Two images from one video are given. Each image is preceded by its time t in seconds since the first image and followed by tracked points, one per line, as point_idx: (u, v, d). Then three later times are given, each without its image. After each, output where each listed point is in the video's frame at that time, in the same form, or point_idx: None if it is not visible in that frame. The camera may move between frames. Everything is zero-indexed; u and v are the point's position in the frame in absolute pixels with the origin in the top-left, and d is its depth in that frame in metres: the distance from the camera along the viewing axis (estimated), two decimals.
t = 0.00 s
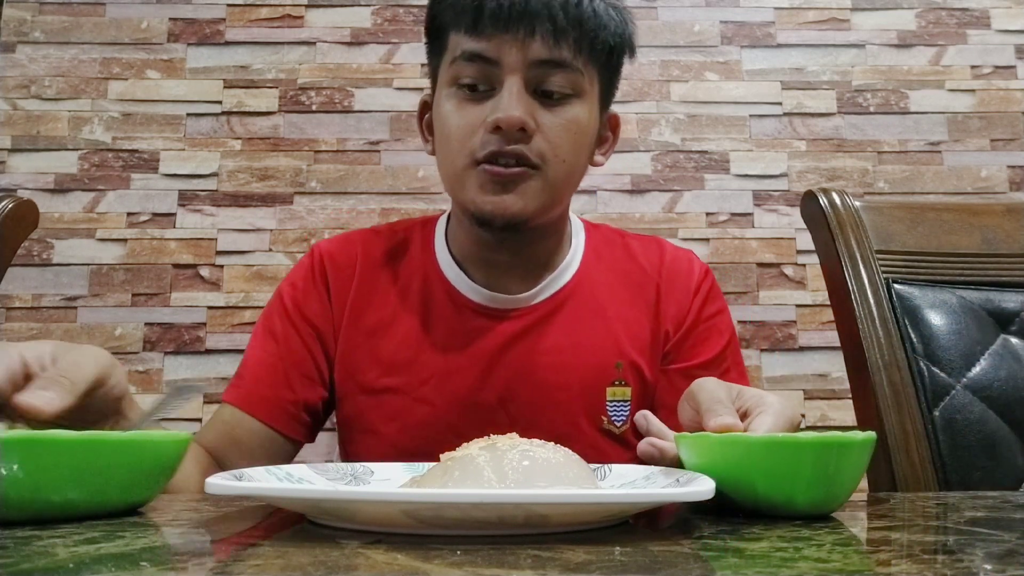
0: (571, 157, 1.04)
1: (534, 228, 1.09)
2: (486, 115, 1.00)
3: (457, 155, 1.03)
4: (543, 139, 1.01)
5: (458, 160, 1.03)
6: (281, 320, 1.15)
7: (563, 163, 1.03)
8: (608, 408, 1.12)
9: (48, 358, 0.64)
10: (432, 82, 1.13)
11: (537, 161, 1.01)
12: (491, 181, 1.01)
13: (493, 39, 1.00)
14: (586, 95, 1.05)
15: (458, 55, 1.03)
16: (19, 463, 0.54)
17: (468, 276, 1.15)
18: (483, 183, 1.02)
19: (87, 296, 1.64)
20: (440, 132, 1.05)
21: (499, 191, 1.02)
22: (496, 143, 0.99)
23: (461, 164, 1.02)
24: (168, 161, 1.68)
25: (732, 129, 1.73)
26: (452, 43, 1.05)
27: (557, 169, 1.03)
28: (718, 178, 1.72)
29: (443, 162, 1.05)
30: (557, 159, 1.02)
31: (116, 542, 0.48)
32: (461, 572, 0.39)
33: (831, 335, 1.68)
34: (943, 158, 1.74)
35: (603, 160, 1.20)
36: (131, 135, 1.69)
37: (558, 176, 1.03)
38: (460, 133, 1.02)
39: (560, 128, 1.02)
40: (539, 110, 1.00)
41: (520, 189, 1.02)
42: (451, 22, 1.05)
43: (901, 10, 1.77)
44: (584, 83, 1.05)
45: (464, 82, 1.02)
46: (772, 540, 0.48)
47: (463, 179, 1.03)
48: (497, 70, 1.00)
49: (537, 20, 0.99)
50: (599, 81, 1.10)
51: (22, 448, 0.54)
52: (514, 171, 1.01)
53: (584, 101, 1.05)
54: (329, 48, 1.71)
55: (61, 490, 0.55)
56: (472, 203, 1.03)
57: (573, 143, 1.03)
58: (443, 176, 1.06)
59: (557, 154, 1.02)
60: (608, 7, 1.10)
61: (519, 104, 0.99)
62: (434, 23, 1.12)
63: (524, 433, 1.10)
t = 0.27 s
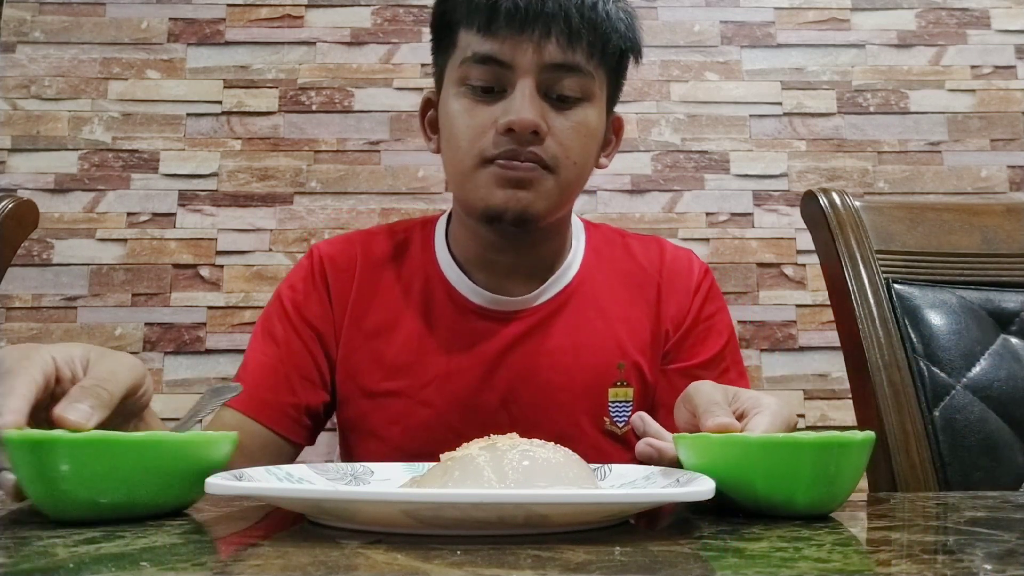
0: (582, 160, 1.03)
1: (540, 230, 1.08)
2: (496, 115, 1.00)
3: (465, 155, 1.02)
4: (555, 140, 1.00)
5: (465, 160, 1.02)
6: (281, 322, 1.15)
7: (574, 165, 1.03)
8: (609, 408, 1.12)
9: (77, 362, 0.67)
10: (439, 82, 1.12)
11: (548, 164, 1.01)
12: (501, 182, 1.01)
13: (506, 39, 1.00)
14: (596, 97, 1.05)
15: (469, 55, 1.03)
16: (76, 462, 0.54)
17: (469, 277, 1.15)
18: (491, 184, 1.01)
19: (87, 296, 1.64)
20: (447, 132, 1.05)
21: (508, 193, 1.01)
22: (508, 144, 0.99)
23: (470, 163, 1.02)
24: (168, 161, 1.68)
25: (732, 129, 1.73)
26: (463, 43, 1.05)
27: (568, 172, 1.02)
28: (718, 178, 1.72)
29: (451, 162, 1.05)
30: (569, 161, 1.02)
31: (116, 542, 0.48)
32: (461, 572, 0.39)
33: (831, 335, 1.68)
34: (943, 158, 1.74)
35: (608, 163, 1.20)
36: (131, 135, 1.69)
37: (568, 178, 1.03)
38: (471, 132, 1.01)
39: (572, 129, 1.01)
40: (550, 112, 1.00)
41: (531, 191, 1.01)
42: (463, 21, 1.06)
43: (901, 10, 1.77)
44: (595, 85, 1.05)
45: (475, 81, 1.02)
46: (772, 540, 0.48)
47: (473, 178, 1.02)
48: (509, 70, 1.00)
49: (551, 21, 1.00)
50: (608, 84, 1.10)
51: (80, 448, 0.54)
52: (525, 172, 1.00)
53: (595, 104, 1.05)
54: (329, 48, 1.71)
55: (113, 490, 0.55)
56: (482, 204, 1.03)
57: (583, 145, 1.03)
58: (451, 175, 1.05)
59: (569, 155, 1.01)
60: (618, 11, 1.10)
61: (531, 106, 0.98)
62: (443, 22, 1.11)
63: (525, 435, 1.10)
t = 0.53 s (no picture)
0: (577, 160, 1.03)
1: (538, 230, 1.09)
2: (493, 116, 1.00)
3: (463, 156, 1.02)
4: (551, 140, 1.00)
5: (464, 161, 1.02)
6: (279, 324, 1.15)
7: (570, 165, 1.03)
8: (610, 408, 1.12)
9: (110, 352, 0.69)
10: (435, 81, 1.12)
11: (545, 164, 1.01)
12: (500, 183, 1.01)
13: (502, 39, 1.00)
14: (592, 96, 1.05)
15: (464, 54, 1.03)
16: (103, 462, 0.53)
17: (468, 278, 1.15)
18: (491, 185, 1.01)
19: (87, 296, 1.64)
20: (444, 131, 1.05)
21: (507, 194, 1.01)
22: (504, 144, 0.99)
23: (467, 164, 1.02)
24: (168, 161, 1.68)
25: (732, 129, 1.73)
26: (458, 42, 1.05)
27: (564, 172, 1.02)
28: (718, 178, 1.72)
29: (447, 162, 1.05)
30: (564, 161, 1.02)
31: (116, 542, 0.48)
32: (461, 572, 0.39)
33: (831, 335, 1.68)
34: (943, 158, 1.74)
35: (605, 160, 1.20)
36: (131, 135, 1.69)
37: (564, 178, 1.03)
38: (467, 132, 1.01)
39: (567, 129, 1.01)
40: (547, 112, 1.00)
41: (528, 190, 1.01)
42: (457, 21, 1.06)
43: (901, 10, 1.77)
44: (591, 83, 1.05)
45: (470, 81, 1.02)
46: (772, 540, 0.48)
47: (469, 179, 1.02)
48: (504, 70, 1.00)
49: (546, 20, 1.00)
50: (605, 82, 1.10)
51: (109, 446, 0.53)
52: (522, 172, 1.00)
53: (591, 102, 1.05)
54: (329, 48, 1.71)
55: (140, 491, 0.54)
56: (479, 205, 1.03)
57: (579, 145, 1.03)
58: (447, 175, 1.06)
59: (565, 155, 1.02)
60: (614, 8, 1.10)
61: (527, 106, 0.98)
62: (438, 21, 1.11)
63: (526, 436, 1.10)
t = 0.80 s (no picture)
0: (570, 166, 1.04)
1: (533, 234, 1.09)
2: (487, 121, 1.00)
3: (455, 160, 1.03)
4: (544, 146, 1.00)
5: (457, 167, 1.03)
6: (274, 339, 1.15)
7: (563, 171, 1.03)
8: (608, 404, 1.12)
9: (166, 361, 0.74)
10: (429, 81, 1.12)
11: (536, 171, 1.01)
12: (492, 191, 1.01)
13: (497, 42, 1.00)
14: (587, 100, 1.05)
15: (458, 57, 1.03)
16: (106, 466, 0.53)
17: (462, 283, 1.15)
18: (483, 192, 1.02)
19: (87, 296, 1.64)
20: (438, 134, 1.05)
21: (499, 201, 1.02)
22: (497, 150, 0.99)
23: (461, 169, 1.02)
24: (168, 161, 1.68)
25: (732, 129, 1.73)
26: (453, 44, 1.05)
27: (556, 178, 1.03)
28: (718, 178, 1.72)
29: (441, 165, 1.05)
30: (556, 167, 1.02)
31: (116, 542, 0.48)
32: (461, 572, 0.39)
33: (831, 335, 1.68)
34: (943, 158, 1.74)
35: (599, 163, 1.20)
36: (131, 135, 1.69)
37: (557, 184, 1.03)
38: (460, 136, 1.01)
39: (561, 135, 1.01)
40: (541, 117, 1.00)
41: (519, 197, 1.02)
42: (453, 22, 1.05)
43: (901, 10, 1.77)
44: (586, 88, 1.05)
45: (464, 84, 1.02)
46: (772, 540, 0.48)
47: (462, 184, 1.03)
48: (498, 74, 1.00)
49: (542, 24, 1.00)
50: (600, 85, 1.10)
51: (113, 449, 0.54)
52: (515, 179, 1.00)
53: (585, 107, 1.05)
54: (329, 48, 1.72)
55: (144, 492, 0.54)
56: (472, 211, 1.04)
57: (572, 151, 1.03)
58: (441, 178, 1.06)
59: (557, 161, 1.02)
60: (611, 10, 1.10)
61: (521, 111, 0.98)
62: (433, 19, 1.11)
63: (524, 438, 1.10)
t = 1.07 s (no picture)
0: (562, 169, 1.04)
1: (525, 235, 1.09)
2: (477, 125, 1.00)
3: (447, 165, 1.03)
4: (535, 150, 1.00)
5: (448, 171, 1.03)
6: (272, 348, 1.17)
7: (554, 174, 1.03)
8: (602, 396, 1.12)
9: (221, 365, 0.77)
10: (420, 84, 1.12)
11: (528, 174, 1.01)
12: (483, 195, 1.02)
13: (486, 46, 1.00)
14: (578, 103, 1.05)
15: (448, 61, 1.03)
16: (102, 465, 0.53)
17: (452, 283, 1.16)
18: (474, 197, 1.02)
19: (87, 296, 1.64)
20: (430, 138, 1.05)
21: (490, 205, 1.03)
22: (487, 154, 0.99)
23: (452, 174, 1.02)
24: (168, 161, 1.68)
25: (732, 129, 1.73)
26: (444, 47, 1.05)
27: (547, 182, 1.03)
28: (718, 178, 1.72)
29: (433, 169, 1.05)
30: (548, 171, 1.02)
31: (116, 542, 0.48)
32: (461, 572, 0.39)
33: (831, 335, 1.68)
34: (943, 158, 1.74)
35: (592, 163, 1.20)
36: (131, 135, 1.69)
37: (548, 188, 1.04)
38: (451, 141, 1.01)
39: (551, 139, 1.01)
40: (532, 121, 1.00)
41: (510, 201, 1.02)
42: (443, 25, 1.05)
43: (901, 10, 1.77)
44: (577, 91, 1.05)
45: (454, 88, 1.02)
46: (772, 540, 0.48)
47: (454, 189, 1.03)
48: (488, 78, 1.00)
49: (531, 28, 0.99)
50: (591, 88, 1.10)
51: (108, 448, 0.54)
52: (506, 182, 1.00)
53: (576, 110, 1.05)
54: (329, 48, 1.72)
55: (142, 491, 0.54)
56: (463, 215, 1.04)
57: (563, 154, 1.03)
58: (433, 182, 1.06)
59: (548, 164, 1.02)
60: (601, 12, 1.10)
61: (511, 115, 0.98)
62: (424, 22, 1.11)
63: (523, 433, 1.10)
